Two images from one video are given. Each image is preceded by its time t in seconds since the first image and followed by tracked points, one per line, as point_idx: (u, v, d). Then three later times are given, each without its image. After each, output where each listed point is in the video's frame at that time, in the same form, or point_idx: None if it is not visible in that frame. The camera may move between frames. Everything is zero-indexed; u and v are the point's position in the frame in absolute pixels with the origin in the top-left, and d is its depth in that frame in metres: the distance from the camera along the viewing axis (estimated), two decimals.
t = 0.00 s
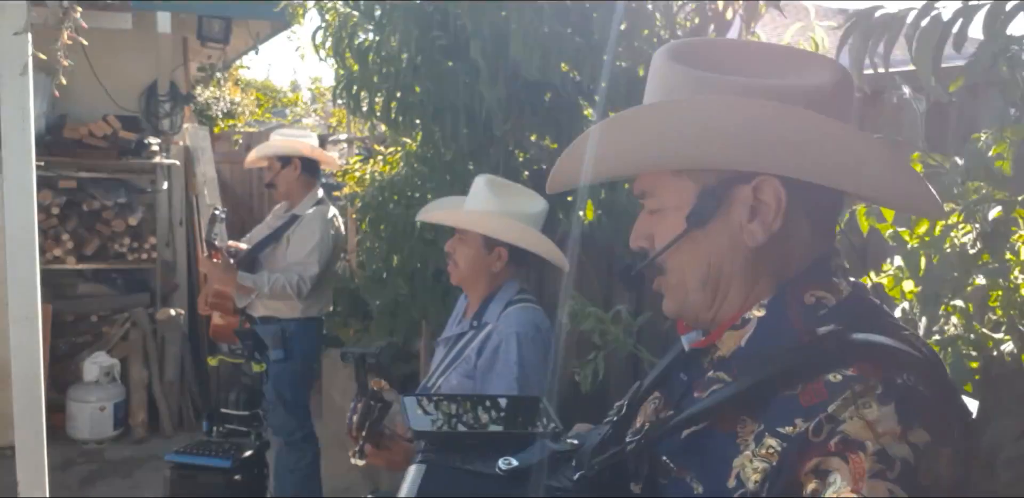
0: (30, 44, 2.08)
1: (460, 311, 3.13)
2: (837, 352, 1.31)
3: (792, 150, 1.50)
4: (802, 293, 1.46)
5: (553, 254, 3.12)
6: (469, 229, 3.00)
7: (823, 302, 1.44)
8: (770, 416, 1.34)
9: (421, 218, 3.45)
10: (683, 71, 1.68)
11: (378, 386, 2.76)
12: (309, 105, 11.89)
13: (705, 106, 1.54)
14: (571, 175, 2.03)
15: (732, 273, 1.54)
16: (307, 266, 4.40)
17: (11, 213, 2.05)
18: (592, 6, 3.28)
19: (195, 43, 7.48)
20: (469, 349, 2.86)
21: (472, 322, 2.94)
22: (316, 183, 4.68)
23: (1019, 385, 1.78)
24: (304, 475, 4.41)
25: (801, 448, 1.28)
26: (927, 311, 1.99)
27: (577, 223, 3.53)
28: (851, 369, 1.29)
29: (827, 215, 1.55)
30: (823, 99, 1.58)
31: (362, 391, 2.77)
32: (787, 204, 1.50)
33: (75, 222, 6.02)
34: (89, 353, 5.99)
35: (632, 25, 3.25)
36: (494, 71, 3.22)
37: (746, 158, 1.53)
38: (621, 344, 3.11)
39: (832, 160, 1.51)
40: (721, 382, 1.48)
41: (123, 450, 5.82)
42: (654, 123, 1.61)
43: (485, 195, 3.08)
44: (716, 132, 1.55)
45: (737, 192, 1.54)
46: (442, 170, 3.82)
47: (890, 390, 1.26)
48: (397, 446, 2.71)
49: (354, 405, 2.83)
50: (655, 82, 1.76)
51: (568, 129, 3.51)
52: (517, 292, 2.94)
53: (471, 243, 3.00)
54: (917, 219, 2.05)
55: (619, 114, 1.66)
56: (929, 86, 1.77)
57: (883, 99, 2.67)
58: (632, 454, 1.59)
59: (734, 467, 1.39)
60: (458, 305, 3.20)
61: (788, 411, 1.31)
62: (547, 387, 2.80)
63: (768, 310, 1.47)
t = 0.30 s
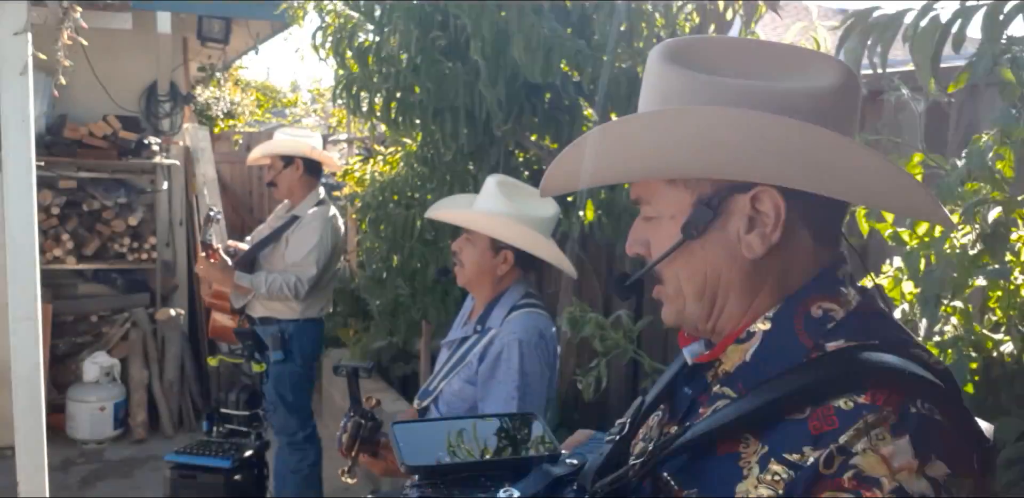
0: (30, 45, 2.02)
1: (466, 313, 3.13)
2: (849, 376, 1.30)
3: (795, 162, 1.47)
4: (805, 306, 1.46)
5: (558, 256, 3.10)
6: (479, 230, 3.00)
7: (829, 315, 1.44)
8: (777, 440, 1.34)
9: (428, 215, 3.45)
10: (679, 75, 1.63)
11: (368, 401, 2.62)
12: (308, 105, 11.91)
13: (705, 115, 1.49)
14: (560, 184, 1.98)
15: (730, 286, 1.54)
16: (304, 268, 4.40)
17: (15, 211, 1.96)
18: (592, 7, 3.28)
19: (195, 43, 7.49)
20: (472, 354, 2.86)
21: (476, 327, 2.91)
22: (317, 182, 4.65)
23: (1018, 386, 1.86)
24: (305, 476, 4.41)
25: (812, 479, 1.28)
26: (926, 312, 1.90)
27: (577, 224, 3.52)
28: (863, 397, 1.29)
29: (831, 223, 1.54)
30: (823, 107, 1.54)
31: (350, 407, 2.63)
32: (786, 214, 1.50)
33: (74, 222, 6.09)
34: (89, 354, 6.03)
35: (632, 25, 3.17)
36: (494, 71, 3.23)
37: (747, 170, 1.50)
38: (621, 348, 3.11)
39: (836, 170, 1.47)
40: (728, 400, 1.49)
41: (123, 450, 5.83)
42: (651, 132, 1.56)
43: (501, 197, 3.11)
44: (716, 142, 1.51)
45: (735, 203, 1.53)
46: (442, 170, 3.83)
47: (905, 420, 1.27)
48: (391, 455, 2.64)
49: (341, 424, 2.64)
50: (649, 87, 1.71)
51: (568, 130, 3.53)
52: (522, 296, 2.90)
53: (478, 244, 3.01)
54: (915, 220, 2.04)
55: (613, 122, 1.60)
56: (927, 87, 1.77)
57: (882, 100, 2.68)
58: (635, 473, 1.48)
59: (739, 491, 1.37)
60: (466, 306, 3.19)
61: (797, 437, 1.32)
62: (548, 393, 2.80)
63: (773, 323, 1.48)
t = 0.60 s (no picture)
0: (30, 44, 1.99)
1: (466, 312, 3.13)
2: (842, 383, 1.32)
3: (793, 163, 1.46)
4: (799, 309, 1.46)
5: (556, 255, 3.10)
6: (475, 229, 3.01)
7: (822, 319, 1.45)
8: (768, 446, 1.35)
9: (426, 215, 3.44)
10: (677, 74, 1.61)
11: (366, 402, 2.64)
12: (308, 106, 11.90)
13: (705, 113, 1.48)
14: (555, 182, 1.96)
15: (722, 285, 1.55)
16: (305, 269, 4.40)
17: (14, 211, 1.96)
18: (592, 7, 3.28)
19: (195, 43, 7.48)
20: (472, 352, 2.85)
21: (475, 326, 2.91)
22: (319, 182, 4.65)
23: (1017, 386, 1.87)
24: (305, 475, 4.42)
25: (803, 485, 1.30)
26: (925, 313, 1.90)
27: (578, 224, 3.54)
28: (856, 404, 1.30)
29: (826, 227, 1.55)
30: (821, 109, 1.55)
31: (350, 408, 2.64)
32: (782, 216, 1.50)
33: (74, 222, 5.98)
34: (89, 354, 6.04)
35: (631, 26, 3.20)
36: (494, 72, 3.22)
37: (744, 170, 1.49)
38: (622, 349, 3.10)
39: (833, 174, 1.47)
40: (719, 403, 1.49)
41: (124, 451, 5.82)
42: (650, 131, 1.55)
43: (497, 197, 3.13)
44: (715, 143, 1.50)
45: (731, 203, 1.54)
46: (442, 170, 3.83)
47: (897, 428, 1.29)
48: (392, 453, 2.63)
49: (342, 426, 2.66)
50: (646, 86, 1.70)
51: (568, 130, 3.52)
52: (521, 293, 2.92)
53: (475, 243, 3.01)
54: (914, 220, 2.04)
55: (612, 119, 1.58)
56: (929, 88, 1.76)
57: (881, 100, 2.68)
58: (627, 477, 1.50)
59: None
60: (465, 305, 3.18)
61: (788, 443, 1.33)
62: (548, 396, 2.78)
63: (766, 325, 1.48)
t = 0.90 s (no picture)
0: (30, 45, 2.00)
1: (459, 308, 3.11)
2: (821, 370, 1.30)
3: (783, 162, 1.46)
4: (786, 304, 1.46)
5: (544, 251, 3.12)
6: (463, 224, 3.02)
7: (807, 314, 1.44)
8: (749, 431, 1.32)
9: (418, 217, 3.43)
10: (674, 73, 1.62)
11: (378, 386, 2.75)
12: (308, 105, 11.90)
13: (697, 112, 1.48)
14: (555, 173, 1.97)
15: (713, 281, 1.53)
16: (309, 270, 4.38)
17: (14, 211, 1.97)
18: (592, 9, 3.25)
19: (195, 42, 7.47)
20: (468, 345, 2.85)
21: (470, 319, 2.92)
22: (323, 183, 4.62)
23: (1017, 385, 1.88)
24: (305, 475, 4.41)
25: (781, 469, 1.26)
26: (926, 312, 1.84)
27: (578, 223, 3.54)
28: (834, 391, 1.28)
29: (816, 224, 1.54)
30: (812, 111, 1.54)
31: (358, 394, 2.81)
32: (772, 213, 1.49)
33: (74, 221, 6.10)
34: (89, 354, 6.09)
35: (631, 27, 3.15)
36: (493, 72, 3.23)
37: (734, 169, 1.50)
38: (621, 349, 3.10)
39: (822, 173, 1.47)
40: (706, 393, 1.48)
41: (124, 450, 5.81)
42: (644, 127, 1.55)
43: (483, 194, 3.10)
44: (706, 139, 1.50)
45: (723, 201, 1.52)
46: (443, 169, 3.84)
47: (874, 415, 1.26)
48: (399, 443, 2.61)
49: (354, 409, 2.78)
50: (644, 84, 1.70)
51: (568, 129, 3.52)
52: (512, 285, 2.92)
53: (466, 239, 3.01)
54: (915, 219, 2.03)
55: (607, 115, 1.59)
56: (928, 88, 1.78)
57: (882, 98, 2.67)
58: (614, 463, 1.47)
59: (710, 483, 1.34)
60: (456, 303, 3.19)
61: (768, 428, 1.30)
62: (542, 380, 2.80)
63: (753, 320, 1.47)
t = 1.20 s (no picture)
0: (30, 45, 2.17)
1: (452, 303, 3.13)
2: (803, 352, 1.27)
3: (776, 159, 1.44)
4: (775, 297, 1.46)
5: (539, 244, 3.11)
6: (458, 217, 3.00)
7: (796, 306, 1.44)
8: (734, 411, 1.32)
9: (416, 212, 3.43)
10: (673, 77, 1.61)
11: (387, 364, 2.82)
12: (308, 105, 11.89)
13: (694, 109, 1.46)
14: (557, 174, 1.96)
15: (705, 273, 1.54)
16: (310, 270, 4.38)
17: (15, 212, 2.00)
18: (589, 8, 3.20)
19: (195, 42, 7.47)
20: (464, 335, 2.83)
21: (465, 311, 2.91)
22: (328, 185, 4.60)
23: (1018, 385, 1.88)
24: (305, 475, 4.40)
25: (761, 446, 1.25)
26: (926, 312, 1.83)
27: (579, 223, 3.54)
28: (816, 371, 1.26)
29: (806, 221, 1.53)
30: (805, 115, 1.54)
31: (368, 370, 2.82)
32: (764, 209, 1.49)
33: (75, 222, 6.09)
34: (89, 353, 6.08)
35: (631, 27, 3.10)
36: (493, 72, 3.23)
37: (727, 163, 1.48)
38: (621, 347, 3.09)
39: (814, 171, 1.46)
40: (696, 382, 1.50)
41: (124, 450, 5.81)
42: (640, 124, 1.54)
43: (477, 188, 3.10)
44: (700, 134, 1.48)
45: (716, 197, 1.52)
46: (443, 169, 3.84)
47: (854, 395, 1.22)
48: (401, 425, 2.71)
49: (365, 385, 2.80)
50: (643, 86, 1.69)
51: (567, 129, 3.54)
52: (506, 278, 2.96)
53: (459, 232, 3.01)
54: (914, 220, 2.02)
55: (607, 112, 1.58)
56: (927, 86, 1.78)
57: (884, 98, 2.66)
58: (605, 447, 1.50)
59: (697, 461, 1.36)
60: (450, 299, 3.19)
61: (753, 408, 1.30)
62: (538, 370, 2.81)
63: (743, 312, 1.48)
